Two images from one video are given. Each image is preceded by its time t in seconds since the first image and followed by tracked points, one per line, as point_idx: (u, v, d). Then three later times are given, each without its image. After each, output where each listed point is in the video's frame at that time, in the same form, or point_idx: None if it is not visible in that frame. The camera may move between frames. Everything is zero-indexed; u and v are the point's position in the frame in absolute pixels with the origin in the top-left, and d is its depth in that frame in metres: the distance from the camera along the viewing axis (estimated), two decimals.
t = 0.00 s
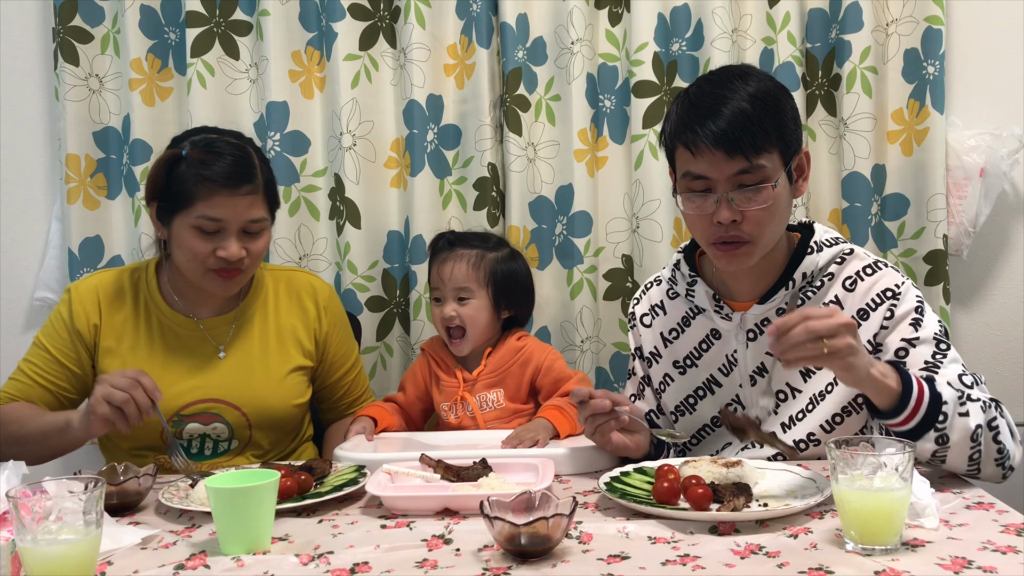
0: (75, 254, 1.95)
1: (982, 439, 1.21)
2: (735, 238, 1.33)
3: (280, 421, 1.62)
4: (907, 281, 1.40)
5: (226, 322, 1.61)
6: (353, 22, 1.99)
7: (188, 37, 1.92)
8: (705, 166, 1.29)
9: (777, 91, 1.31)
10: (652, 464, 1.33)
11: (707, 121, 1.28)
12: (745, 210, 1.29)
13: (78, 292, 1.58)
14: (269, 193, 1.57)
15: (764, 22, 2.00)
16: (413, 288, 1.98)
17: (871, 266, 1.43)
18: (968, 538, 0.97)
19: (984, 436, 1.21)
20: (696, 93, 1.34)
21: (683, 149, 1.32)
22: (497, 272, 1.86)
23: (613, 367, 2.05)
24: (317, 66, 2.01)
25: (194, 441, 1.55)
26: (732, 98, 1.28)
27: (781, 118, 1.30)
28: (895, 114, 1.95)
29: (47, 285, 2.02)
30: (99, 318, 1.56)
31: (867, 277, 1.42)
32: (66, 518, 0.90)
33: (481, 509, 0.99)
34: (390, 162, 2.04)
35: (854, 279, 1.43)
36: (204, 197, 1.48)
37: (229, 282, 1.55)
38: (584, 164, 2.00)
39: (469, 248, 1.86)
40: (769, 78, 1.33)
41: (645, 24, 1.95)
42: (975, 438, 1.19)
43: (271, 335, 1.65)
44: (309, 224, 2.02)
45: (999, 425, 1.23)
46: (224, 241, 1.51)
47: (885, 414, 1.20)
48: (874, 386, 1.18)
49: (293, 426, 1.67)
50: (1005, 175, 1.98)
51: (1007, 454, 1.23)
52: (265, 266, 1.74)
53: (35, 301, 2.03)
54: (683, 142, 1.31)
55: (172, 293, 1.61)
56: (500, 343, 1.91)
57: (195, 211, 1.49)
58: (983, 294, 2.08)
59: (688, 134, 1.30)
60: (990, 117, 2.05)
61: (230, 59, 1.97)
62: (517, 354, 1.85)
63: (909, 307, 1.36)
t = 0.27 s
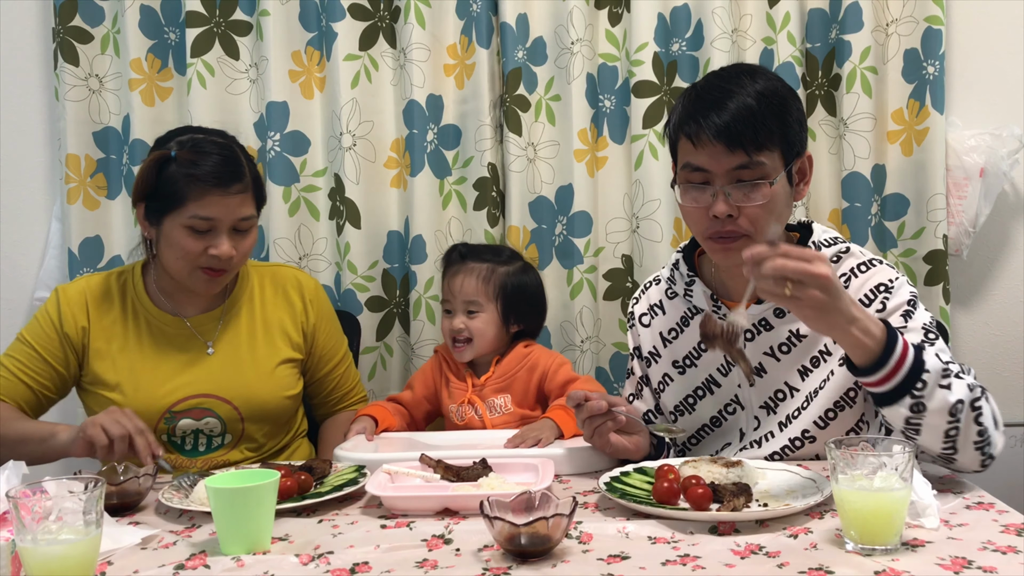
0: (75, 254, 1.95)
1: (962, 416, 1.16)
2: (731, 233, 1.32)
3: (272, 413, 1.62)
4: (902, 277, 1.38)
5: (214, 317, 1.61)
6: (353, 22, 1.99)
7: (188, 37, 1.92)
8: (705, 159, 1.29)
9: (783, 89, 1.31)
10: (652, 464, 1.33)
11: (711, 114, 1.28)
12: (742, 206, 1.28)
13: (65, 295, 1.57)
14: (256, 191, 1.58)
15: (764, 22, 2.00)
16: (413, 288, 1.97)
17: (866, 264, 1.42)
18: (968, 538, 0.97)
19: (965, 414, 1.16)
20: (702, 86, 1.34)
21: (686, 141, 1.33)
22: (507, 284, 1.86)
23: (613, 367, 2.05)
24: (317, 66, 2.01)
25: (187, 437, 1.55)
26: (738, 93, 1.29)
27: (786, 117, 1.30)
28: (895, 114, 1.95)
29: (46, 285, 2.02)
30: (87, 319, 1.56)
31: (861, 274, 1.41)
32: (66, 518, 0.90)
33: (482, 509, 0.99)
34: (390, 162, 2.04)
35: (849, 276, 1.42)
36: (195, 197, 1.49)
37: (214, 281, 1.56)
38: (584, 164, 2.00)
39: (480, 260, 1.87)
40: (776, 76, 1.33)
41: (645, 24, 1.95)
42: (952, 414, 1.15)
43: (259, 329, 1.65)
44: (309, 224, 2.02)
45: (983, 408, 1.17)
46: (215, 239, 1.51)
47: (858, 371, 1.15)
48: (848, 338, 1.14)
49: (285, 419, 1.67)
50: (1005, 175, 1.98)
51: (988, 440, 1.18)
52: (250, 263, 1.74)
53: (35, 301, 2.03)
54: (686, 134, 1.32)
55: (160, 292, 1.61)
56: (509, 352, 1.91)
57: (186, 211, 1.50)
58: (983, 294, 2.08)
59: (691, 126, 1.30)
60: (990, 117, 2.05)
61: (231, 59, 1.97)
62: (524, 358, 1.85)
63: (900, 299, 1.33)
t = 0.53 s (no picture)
0: (75, 254, 1.95)
1: (926, 425, 1.18)
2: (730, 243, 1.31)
3: (267, 410, 1.62)
4: (899, 286, 1.38)
5: (207, 316, 1.61)
6: (353, 22, 1.98)
7: (188, 37, 1.92)
8: (716, 164, 1.30)
9: (799, 101, 1.31)
10: (652, 464, 1.33)
11: (728, 119, 1.28)
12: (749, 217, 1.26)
13: (60, 295, 1.57)
14: (247, 190, 1.60)
15: (764, 22, 2.00)
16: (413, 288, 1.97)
17: (864, 270, 1.42)
18: (968, 538, 0.97)
19: (927, 421, 1.18)
20: (721, 89, 1.34)
21: (699, 144, 1.33)
22: (521, 298, 1.86)
23: (613, 367, 2.05)
24: (317, 66, 2.01)
25: (183, 435, 1.54)
26: (756, 100, 1.29)
27: (801, 129, 1.30)
28: (895, 114, 1.95)
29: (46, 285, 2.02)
30: (81, 318, 1.56)
31: (858, 279, 1.41)
32: (67, 518, 0.90)
33: (482, 509, 0.99)
34: (390, 162, 2.04)
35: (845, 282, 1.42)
36: (187, 194, 1.49)
37: (214, 281, 1.56)
38: (584, 164, 2.00)
39: (496, 274, 1.87)
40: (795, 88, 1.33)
41: (646, 24, 1.95)
42: (915, 419, 1.18)
43: (252, 327, 1.65)
44: (309, 224, 2.02)
45: (950, 424, 1.19)
46: (208, 237, 1.51)
47: (833, 354, 1.18)
48: (825, 320, 1.17)
49: (280, 417, 1.67)
50: (1005, 175, 1.98)
51: (949, 457, 1.18)
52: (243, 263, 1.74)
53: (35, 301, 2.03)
54: (700, 136, 1.32)
55: (153, 292, 1.62)
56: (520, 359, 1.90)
57: (179, 209, 1.50)
58: (983, 294, 2.08)
59: (707, 129, 1.30)
60: (990, 117, 2.05)
61: (231, 59, 1.97)
62: (533, 364, 1.84)
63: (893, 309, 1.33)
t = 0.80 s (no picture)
0: (75, 254, 1.95)
1: (925, 427, 1.19)
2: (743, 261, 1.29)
3: (268, 409, 1.62)
4: (899, 286, 1.38)
5: (209, 315, 1.61)
6: (353, 22, 1.98)
7: (188, 37, 1.92)
8: (750, 188, 1.23)
9: (834, 128, 1.27)
10: (652, 464, 1.33)
11: (766, 139, 1.22)
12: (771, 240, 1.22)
13: (61, 293, 1.57)
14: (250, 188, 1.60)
15: (764, 22, 2.00)
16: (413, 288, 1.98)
17: (864, 271, 1.42)
18: (968, 538, 0.97)
19: (928, 424, 1.18)
20: (759, 105, 1.28)
21: (732, 161, 1.25)
22: (534, 306, 1.88)
23: (613, 367, 2.05)
24: (317, 66, 2.01)
25: (184, 433, 1.54)
26: (796, 123, 1.24)
27: (835, 157, 1.26)
28: (895, 114, 1.95)
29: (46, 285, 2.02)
30: (82, 316, 1.56)
31: (859, 281, 1.40)
32: (67, 518, 0.90)
33: (482, 509, 0.99)
34: (390, 162, 2.04)
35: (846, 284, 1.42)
36: (192, 193, 1.50)
37: (222, 277, 1.56)
38: (584, 164, 2.00)
39: (507, 286, 1.87)
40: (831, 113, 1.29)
41: (646, 24, 1.95)
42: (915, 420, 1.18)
43: (253, 326, 1.65)
44: (309, 224, 2.02)
45: (950, 429, 1.19)
46: (213, 236, 1.52)
47: (835, 351, 1.19)
48: (826, 316, 1.17)
49: (281, 416, 1.67)
50: (1005, 175, 1.98)
51: (947, 462, 1.18)
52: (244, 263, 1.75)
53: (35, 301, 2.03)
54: (734, 153, 1.24)
55: (154, 291, 1.62)
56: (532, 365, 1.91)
57: (184, 207, 1.51)
58: (983, 294, 2.08)
59: (743, 146, 1.23)
60: (990, 117, 2.05)
61: (231, 59, 1.97)
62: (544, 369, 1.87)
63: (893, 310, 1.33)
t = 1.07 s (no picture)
0: (75, 254, 1.95)
1: (928, 428, 1.18)
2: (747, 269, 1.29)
3: (270, 411, 1.62)
4: (901, 286, 1.38)
5: (214, 315, 1.61)
6: (353, 22, 1.98)
7: (188, 37, 1.92)
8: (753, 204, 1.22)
9: (836, 136, 1.27)
10: (652, 464, 1.33)
11: (768, 152, 1.21)
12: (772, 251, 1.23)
13: (70, 286, 1.57)
14: (258, 194, 1.59)
15: (764, 22, 2.00)
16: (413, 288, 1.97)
17: (866, 270, 1.41)
18: (968, 538, 0.97)
19: (931, 425, 1.18)
20: (759, 117, 1.27)
21: (734, 177, 1.24)
22: (537, 309, 1.86)
23: (613, 367, 2.05)
24: (317, 66, 2.01)
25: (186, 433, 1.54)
26: (799, 134, 1.23)
27: (838, 166, 1.26)
28: (895, 114, 1.95)
29: (46, 285, 2.02)
30: (92, 308, 1.55)
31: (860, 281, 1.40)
32: (66, 518, 0.90)
33: (481, 509, 0.99)
34: (390, 162, 2.04)
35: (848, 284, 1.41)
36: (193, 195, 1.50)
37: (217, 276, 1.55)
38: (584, 164, 2.00)
39: (508, 289, 1.84)
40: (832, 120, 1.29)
41: (646, 24, 1.95)
42: (919, 421, 1.18)
43: (258, 328, 1.65)
44: (309, 224, 2.02)
45: (954, 430, 1.19)
46: (214, 238, 1.52)
47: (839, 350, 1.19)
48: (832, 314, 1.17)
49: (282, 418, 1.67)
50: (1005, 175, 1.98)
51: (949, 463, 1.18)
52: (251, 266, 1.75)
53: (35, 301, 2.03)
54: (736, 169, 1.24)
55: (162, 289, 1.62)
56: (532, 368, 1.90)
57: (186, 208, 1.50)
58: (983, 294, 2.08)
59: (745, 161, 1.23)
60: (990, 117, 2.05)
61: (230, 59, 1.96)
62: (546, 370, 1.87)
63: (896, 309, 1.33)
